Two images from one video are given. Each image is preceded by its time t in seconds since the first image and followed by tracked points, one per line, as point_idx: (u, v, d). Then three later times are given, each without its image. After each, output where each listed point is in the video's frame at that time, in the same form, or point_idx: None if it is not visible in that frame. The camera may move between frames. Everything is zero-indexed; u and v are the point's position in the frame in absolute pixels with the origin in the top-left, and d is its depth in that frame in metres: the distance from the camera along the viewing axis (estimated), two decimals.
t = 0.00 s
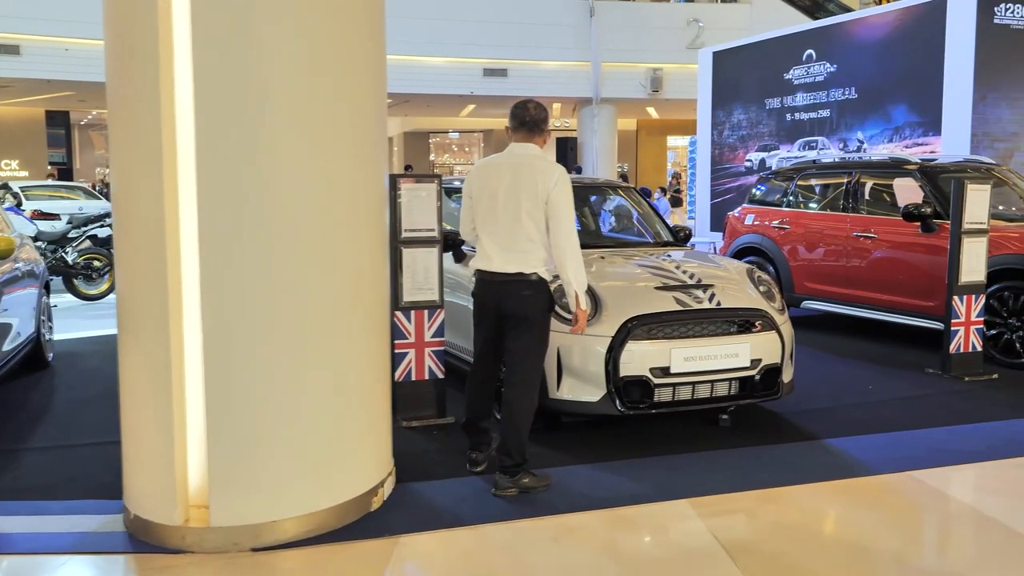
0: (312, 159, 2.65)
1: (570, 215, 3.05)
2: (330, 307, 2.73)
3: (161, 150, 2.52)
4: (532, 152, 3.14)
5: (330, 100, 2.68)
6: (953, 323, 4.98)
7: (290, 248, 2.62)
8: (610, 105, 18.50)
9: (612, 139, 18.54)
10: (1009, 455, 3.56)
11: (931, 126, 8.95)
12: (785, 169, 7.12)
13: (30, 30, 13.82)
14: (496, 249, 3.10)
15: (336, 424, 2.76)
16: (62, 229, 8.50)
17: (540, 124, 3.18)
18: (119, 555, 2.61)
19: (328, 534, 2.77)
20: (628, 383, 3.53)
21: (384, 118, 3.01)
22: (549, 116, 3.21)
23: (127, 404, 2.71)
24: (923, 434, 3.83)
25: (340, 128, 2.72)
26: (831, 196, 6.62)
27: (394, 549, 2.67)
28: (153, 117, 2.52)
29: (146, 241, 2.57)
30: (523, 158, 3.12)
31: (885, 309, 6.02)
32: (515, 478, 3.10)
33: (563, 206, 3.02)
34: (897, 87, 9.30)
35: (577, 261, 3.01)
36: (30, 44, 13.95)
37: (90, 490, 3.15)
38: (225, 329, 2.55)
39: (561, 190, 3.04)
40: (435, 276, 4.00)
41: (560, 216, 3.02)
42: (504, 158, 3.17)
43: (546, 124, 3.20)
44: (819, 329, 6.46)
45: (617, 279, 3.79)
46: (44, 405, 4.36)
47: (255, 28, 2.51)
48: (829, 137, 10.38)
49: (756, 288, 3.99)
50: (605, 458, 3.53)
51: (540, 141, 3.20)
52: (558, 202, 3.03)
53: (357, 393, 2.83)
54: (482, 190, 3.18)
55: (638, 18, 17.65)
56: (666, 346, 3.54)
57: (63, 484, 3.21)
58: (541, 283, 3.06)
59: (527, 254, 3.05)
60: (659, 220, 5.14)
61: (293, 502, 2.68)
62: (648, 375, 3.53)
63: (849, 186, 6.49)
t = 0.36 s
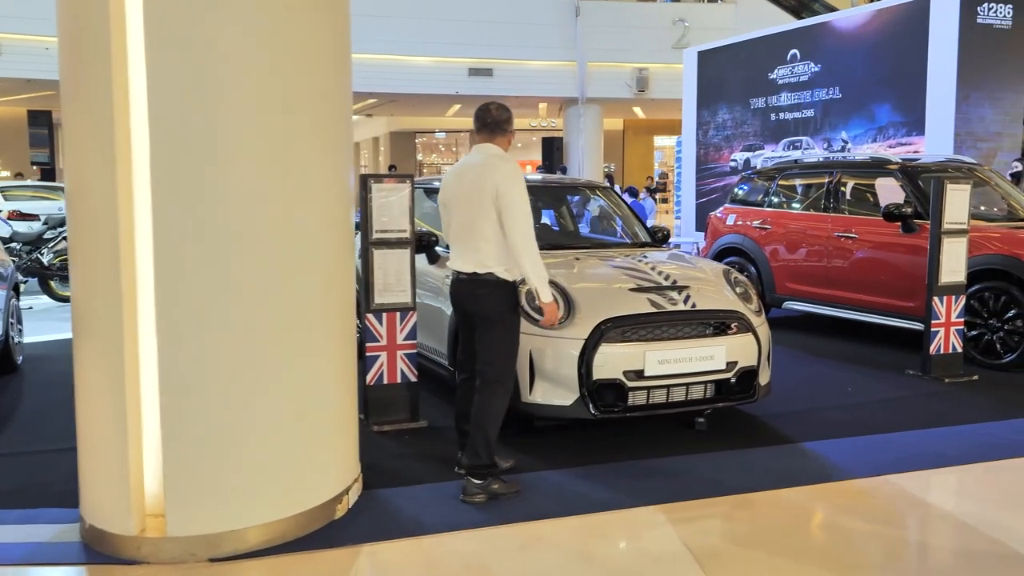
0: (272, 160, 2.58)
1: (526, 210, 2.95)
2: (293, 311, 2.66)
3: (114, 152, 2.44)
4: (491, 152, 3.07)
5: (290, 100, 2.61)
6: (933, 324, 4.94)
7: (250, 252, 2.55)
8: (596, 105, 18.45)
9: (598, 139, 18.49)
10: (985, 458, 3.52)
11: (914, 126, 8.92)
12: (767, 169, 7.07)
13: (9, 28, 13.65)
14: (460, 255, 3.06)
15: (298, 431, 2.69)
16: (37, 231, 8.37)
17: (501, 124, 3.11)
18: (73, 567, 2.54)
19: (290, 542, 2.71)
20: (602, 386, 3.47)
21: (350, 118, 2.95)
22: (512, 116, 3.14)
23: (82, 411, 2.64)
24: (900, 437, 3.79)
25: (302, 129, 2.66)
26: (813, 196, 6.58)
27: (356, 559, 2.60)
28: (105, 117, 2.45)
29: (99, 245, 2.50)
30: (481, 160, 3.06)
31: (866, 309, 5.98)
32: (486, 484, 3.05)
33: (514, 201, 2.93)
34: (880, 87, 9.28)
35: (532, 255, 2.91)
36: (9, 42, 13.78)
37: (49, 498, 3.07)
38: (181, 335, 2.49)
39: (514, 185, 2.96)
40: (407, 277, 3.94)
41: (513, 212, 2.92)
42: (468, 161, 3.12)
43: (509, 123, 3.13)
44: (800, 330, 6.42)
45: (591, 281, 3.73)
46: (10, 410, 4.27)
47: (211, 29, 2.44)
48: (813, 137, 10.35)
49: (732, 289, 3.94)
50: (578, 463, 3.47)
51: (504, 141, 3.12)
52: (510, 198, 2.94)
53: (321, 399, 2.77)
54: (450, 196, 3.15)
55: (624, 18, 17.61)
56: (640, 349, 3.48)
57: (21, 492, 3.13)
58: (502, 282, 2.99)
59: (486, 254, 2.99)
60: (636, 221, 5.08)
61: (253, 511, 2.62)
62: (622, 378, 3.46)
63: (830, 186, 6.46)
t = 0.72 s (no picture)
0: (234, 163, 2.52)
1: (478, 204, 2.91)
2: (258, 318, 2.60)
3: (69, 154, 2.38)
4: (450, 152, 3.05)
5: (253, 102, 2.56)
6: (916, 327, 4.90)
7: (211, 259, 2.49)
8: (585, 105, 18.39)
9: (586, 139, 18.44)
10: (966, 464, 3.48)
11: (900, 126, 8.88)
12: (752, 170, 7.03)
13: None
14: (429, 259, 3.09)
15: (263, 441, 2.63)
16: (16, 232, 8.26)
17: (464, 124, 3.07)
18: None
19: (251, 555, 2.64)
20: (577, 392, 3.42)
21: (318, 123, 2.90)
22: (475, 113, 3.09)
23: (39, 420, 2.57)
24: (880, 443, 3.75)
25: (266, 132, 2.60)
26: (797, 197, 6.55)
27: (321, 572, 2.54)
28: (60, 120, 2.38)
29: (55, 253, 2.44)
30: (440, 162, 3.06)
31: (848, 312, 5.95)
32: (450, 481, 3.03)
33: (463, 197, 2.90)
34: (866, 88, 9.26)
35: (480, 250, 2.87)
36: None
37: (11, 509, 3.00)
38: (138, 343, 2.42)
39: (464, 181, 2.93)
40: (382, 281, 3.88)
41: (462, 211, 2.88)
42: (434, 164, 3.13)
43: (472, 121, 3.08)
44: (784, 332, 6.38)
45: (566, 285, 3.67)
46: None
47: (170, 30, 2.38)
48: (800, 138, 10.33)
49: (711, 293, 3.90)
50: (554, 469, 3.41)
51: (469, 141, 3.08)
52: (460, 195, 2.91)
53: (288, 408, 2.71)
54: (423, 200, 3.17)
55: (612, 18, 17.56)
56: (616, 354, 3.43)
57: None
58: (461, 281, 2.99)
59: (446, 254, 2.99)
60: (615, 223, 5.02)
61: (216, 522, 2.56)
62: (597, 385, 3.41)
63: (813, 187, 6.43)
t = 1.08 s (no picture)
0: (204, 163, 2.46)
1: (435, 203, 2.89)
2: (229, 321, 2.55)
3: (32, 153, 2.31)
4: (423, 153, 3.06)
5: (223, 100, 2.50)
6: (906, 328, 4.85)
7: (179, 261, 2.43)
8: (578, 105, 18.33)
9: (579, 139, 18.39)
10: (954, 468, 3.43)
11: (892, 126, 8.84)
12: (742, 169, 6.98)
13: None
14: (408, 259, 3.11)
15: (234, 446, 2.58)
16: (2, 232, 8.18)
17: (436, 124, 3.06)
18: None
19: (221, 563, 2.58)
20: (560, 395, 3.36)
21: (292, 123, 2.85)
22: (448, 111, 3.06)
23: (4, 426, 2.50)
24: (868, 447, 3.69)
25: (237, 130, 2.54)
26: (788, 198, 6.50)
27: None
28: (24, 118, 2.32)
29: (20, 254, 2.37)
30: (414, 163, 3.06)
31: (838, 312, 5.91)
32: (421, 486, 3.02)
33: (419, 197, 2.90)
34: (859, 87, 9.21)
35: (431, 250, 2.86)
36: None
37: None
38: (104, 346, 2.36)
39: (423, 180, 2.91)
40: (363, 282, 3.83)
41: (417, 212, 2.89)
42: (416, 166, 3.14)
43: (440, 119, 3.06)
44: (774, 333, 6.33)
45: (549, 287, 3.61)
46: None
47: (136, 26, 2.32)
48: (793, 138, 10.28)
49: (697, 295, 3.84)
50: (535, 473, 3.37)
51: (439, 141, 3.06)
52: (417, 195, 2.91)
53: (259, 413, 2.65)
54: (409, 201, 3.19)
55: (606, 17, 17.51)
56: (599, 356, 3.37)
57: None
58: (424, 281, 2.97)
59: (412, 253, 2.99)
60: (603, 223, 4.96)
61: (185, 529, 2.50)
62: (580, 388, 3.36)
63: (804, 187, 6.39)
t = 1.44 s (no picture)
0: (177, 164, 2.40)
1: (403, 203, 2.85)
2: (202, 325, 2.49)
3: None
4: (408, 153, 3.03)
5: (197, 98, 2.44)
6: (901, 329, 4.79)
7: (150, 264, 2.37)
8: (576, 105, 18.25)
9: (578, 138, 18.31)
10: (948, 473, 3.37)
11: (890, 125, 8.78)
12: (738, 169, 6.91)
13: None
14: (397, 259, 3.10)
15: (207, 452, 2.52)
16: None
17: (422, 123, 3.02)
18: None
19: (194, 572, 2.52)
20: (546, 399, 3.30)
21: (270, 122, 2.79)
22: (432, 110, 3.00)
23: None
24: (861, 451, 3.63)
25: (212, 130, 2.48)
26: (784, 197, 6.44)
27: None
28: None
29: None
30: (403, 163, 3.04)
31: (834, 313, 5.84)
32: (403, 491, 2.95)
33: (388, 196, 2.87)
34: (857, 86, 9.15)
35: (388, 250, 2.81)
36: None
37: None
38: (72, 350, 2.30)
39: (395, 180, 2.88)
40: (348, 283, 3.76)
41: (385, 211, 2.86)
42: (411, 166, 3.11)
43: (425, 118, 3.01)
44: (770, 334, 6.26)
45: (536, 288, 3.55)
46: None
47: (105, 22, 2.26)
48: (791, 137, 10.21)
49: (688, 296, 3.78)
50: (522, 478, 3.31)
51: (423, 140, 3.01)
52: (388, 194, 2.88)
53: (234, 418, 2.59)
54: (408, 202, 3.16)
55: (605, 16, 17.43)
56: (587, 359, 3.30)
57: None
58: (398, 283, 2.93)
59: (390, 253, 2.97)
60: (596, 224, 4.89)
61: (156, 538, 2.44)
62: (568, 391, 3.29)
63: (799, 186, 6.34)
